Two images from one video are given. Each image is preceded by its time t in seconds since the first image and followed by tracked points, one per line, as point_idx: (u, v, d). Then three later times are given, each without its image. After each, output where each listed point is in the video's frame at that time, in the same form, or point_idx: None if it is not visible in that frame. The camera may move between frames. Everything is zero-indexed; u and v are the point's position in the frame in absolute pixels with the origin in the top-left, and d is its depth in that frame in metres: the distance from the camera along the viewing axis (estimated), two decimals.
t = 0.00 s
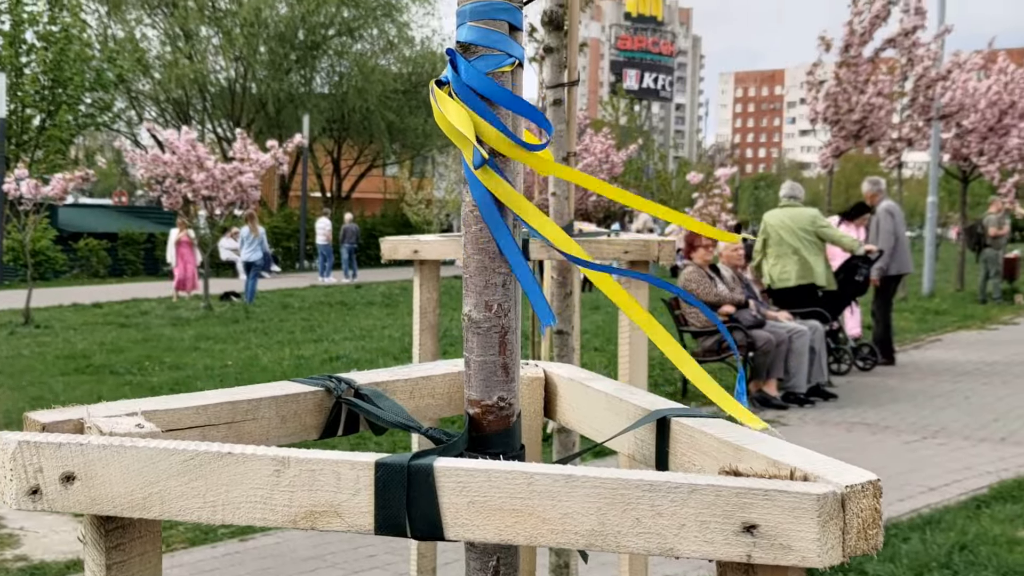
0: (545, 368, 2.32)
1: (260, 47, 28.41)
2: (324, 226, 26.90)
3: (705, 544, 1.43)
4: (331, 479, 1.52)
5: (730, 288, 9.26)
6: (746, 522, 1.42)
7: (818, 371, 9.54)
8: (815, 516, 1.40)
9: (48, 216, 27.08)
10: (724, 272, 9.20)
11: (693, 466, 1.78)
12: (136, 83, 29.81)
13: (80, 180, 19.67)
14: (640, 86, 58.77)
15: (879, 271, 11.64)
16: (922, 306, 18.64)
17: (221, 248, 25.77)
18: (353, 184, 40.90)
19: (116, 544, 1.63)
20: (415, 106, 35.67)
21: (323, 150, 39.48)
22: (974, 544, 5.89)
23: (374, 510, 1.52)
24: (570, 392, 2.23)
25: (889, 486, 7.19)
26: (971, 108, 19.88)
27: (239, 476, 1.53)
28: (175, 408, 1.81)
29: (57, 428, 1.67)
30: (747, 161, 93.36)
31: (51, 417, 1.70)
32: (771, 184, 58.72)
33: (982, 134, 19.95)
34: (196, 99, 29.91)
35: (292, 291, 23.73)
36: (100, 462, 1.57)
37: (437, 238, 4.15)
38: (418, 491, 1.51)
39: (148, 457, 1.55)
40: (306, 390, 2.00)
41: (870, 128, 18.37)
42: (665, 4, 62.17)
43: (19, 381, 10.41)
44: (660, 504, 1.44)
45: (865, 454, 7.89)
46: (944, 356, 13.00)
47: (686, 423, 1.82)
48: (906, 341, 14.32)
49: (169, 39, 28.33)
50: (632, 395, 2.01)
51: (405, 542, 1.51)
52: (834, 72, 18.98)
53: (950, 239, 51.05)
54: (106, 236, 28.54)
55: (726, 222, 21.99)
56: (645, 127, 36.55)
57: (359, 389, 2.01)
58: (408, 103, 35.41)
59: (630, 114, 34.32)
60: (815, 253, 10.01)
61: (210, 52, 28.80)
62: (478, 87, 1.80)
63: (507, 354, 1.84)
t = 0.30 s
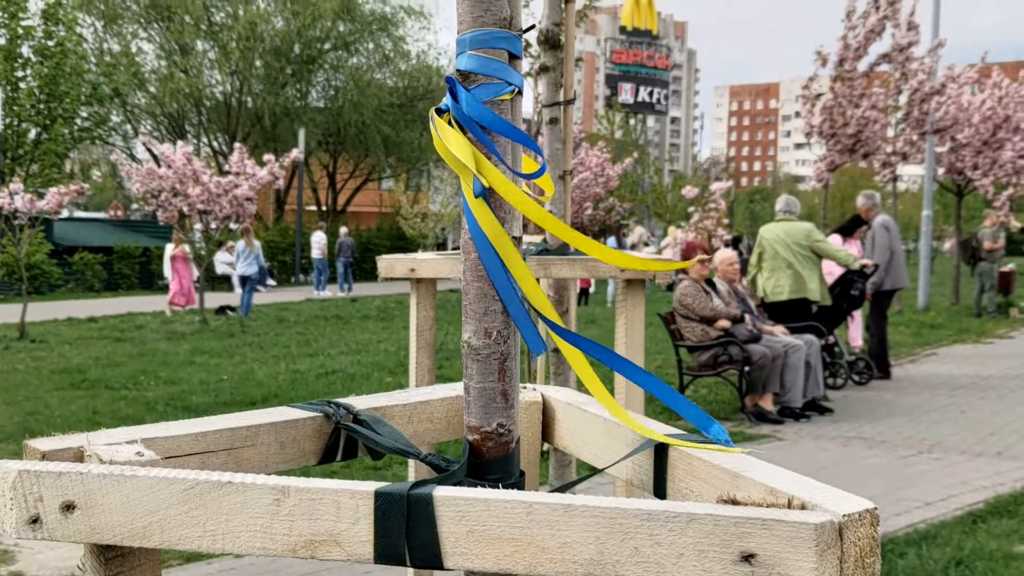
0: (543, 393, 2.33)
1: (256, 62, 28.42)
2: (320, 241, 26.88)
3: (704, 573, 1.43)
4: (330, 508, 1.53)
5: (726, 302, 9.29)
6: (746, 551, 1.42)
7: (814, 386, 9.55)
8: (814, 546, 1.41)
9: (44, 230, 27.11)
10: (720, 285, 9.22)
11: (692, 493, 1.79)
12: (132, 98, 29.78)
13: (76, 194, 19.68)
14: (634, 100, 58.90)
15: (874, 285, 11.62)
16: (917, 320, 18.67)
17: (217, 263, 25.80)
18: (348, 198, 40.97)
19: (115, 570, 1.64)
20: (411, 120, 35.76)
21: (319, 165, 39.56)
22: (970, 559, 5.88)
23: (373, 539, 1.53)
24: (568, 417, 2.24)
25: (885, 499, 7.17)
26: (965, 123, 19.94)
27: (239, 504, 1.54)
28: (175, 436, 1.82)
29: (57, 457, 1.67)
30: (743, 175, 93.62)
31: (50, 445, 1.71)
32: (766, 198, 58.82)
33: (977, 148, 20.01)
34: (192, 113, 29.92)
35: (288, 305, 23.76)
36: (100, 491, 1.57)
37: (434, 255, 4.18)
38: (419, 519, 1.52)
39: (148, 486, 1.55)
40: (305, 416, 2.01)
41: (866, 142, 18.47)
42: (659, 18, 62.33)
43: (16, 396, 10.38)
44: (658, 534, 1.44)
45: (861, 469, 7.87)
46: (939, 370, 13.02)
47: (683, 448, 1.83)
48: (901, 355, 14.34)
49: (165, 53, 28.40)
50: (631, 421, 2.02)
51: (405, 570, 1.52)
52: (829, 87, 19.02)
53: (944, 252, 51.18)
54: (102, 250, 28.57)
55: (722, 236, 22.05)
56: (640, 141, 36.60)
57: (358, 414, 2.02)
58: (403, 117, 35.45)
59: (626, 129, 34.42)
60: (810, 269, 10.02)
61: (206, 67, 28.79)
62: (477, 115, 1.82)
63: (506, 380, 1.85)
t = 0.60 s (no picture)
0: (540, 416, 2.35)
1: (252, 76, 28.45)
2: (316, 255, 26.85)
3: None
4: (330, 535, 1.54)
5: (722, 316, 9.32)
6: None
7: (810, 400, 9.56)
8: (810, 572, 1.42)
9: (40, 244, 27.13)
10: (716, 300, 9.26)
11: (688, 518, 1.80)
12: (128, 113, 29.75)
13: (72, 210, 19.69)
14: (630, 113, 59.06)
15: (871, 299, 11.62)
16: (914, 332, 18.70)
17: (214, 276, 25.81)
18: (345, 212, 41.01)
19: None
20: (407, 133, 35.82)
21: (315, 179, 39.61)
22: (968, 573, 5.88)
23: (372, 565, 1.54)
24: (565, 440, 2.25)
25: (883, 512, 7.15)
26: (960, 135, 20.01)
27: (237, 533, 1.55)
28: (176, 463, 1.84)
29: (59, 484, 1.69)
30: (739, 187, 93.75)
31: (53, 473, 1.72)
32: (761, 211, 58.91)
33: (972, 161, 20.05)
34: (189, 127, 29.95)
35: (284, 318, 23.75)
36: (101, 518, 1.58)
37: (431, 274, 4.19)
38: (418, 546, 1.52)
39: (148, 514, 1.57)
40: (304, 441, 2.03)
41: (860, 157, 18.42)
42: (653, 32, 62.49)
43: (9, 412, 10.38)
44: (655, 560, 1.44)
45: (858, 483, 7.86)
46: (936, 384, 13.03)
47: (682, 472, 1.85)
48: (898, 369, 14.35)
49: (161, 66, 28.43)
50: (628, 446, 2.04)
51: None
52: (824, 100, 19.07)
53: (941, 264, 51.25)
54: (98, 264, 28.61)
55: (719, 250, 22.08)
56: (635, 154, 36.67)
57: (357, 437, 2.04)
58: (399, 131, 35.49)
59: (622, 142, 34.49)
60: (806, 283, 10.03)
61: (203, 81, 28.79)
62: (475, 144, 1.85)
63: (505, 406, 1.87)
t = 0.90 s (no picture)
0: (538, 437, 2.35)
1: (248, 87, 28.50)
2: (311, 266, 26.84)
3: None
4: (330, 559, 1.54)
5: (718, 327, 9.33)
6: None
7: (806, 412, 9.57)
8: None
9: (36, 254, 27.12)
10: (712, 311, 9.27)
11: (687, 541, 1.81)
12: (123, 124, 29.72)
13: (68, 222, 19.67)
14: (625, 123, 59.15)
15: (867, 311, 11.66)
16: (909, 343, 18.71)
17: (209, 287, 25.80)
18: (341, 223, 41.01)
19: None
20: (403, 144, 35.85)
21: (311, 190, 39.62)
22: None
23: None
24: (563, 459, 2.26)
25: (879, 524, 7.15)
26: (954, 146, 20.06)
27: (239, 556, 1.55)
28: (176, 485, 1.84)
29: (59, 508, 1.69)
30: (734, 197, 93.86)
31: (52, 497, 1.73)
32: (757, 222, 58.99)
33: (966, 172, 20.08)
34: (184, 139, 29.96)
35: (280, 330, 23.73)
36: (101, 544, 1.58)
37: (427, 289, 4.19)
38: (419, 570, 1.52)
39: (149, 539, 1.57)
40: (303, 462, 2.04)
41: (856, 168, 18.43)
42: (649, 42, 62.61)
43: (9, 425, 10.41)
44: None
45: (854, 495, 7.85)
46: (932, 395, 13.04)
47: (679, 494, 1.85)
48: (894, 380, 14.36)
49: (157, 78, 28.44)
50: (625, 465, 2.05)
51: None
52: (820, 111, 19.09)
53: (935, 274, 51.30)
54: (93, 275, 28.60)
55: (715, 261, 22.09)
56: (630, 165, 36.71)
57: (355, 460, 2.05)
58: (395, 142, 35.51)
59: (617, 153, 34.53)
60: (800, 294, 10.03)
61: (198, 92, 28.79)
62: (474, 169, 1.86)
63: (503, 428, 1.87)
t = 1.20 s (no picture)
0: (530, 464, 2.35)
1: (240, 103, 28.51)
2: (304, 281, 26.81)
3: None
4: None
5: (711, 343, 9.34)
6: None
7: (799, 427, 9.57)
8: None
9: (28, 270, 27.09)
10: (704, 327, 9.28)
11: (676, 570, 1.80)
12: (116, 139, 29.63)
13: (61, 238, 19.64)
14: (618, 138, 59.16)
15: (860, 325, 11.72)
16: (902, 357, 18.70)
17: (202, 302, 25.79)
18: (333, 238, 41.01)
19: None
20: (396, 159, 35.89)
21: (303, 205, 39.62)
22: None
23: None
24: (553, 487, 2.26)
25: (873, 539, 7.13)
26: (945, 160, 20.10)
27: None
28: (162, 518, 1.85)
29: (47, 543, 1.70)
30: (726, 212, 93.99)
31: (38, 531, 1.73)
32: (750, 236, 59.10)
33: (957, 185, 20.14)
34: (177, 154, 29.93)
35: (272, 345, 23.68)
36: None
37: (420, 310, 4.18)
38: None
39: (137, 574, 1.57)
40: (292, 494, 2.04)
41: (848, 181, 18.45)
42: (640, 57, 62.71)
43: None
44: None
45: (846, 510, 7.84)
46: (926, 409, 13.04)
47: (669, 523, 1.85)
48: (887, 394, 14.36)
49: (149, 93, 28.44)
50: (616, 492, 2.04)
51: None
52: (812, 126, 19.11)
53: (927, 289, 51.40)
54: (86, 290, 28.58)
55: (708, 275, 22.09)
56: (623, 179, 36.73)
57: (346, 489, 2.06)
58: (388, 157, 35.58)
59: (610, 168, 34.61)
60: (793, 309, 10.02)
61: (191, 107, 28.73)
62: (459, 198, 1.87)
63: (492, 457, 1.87)
